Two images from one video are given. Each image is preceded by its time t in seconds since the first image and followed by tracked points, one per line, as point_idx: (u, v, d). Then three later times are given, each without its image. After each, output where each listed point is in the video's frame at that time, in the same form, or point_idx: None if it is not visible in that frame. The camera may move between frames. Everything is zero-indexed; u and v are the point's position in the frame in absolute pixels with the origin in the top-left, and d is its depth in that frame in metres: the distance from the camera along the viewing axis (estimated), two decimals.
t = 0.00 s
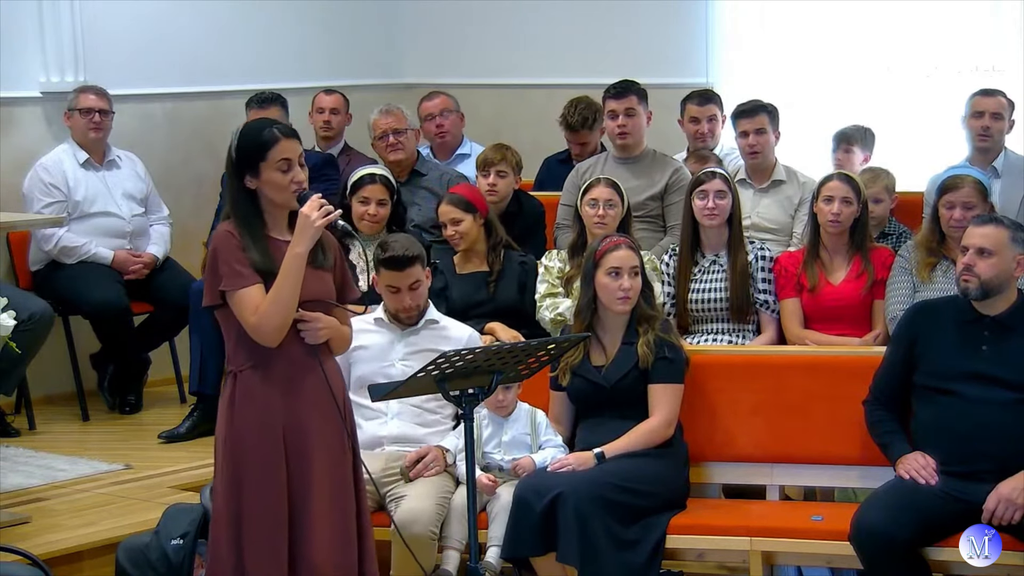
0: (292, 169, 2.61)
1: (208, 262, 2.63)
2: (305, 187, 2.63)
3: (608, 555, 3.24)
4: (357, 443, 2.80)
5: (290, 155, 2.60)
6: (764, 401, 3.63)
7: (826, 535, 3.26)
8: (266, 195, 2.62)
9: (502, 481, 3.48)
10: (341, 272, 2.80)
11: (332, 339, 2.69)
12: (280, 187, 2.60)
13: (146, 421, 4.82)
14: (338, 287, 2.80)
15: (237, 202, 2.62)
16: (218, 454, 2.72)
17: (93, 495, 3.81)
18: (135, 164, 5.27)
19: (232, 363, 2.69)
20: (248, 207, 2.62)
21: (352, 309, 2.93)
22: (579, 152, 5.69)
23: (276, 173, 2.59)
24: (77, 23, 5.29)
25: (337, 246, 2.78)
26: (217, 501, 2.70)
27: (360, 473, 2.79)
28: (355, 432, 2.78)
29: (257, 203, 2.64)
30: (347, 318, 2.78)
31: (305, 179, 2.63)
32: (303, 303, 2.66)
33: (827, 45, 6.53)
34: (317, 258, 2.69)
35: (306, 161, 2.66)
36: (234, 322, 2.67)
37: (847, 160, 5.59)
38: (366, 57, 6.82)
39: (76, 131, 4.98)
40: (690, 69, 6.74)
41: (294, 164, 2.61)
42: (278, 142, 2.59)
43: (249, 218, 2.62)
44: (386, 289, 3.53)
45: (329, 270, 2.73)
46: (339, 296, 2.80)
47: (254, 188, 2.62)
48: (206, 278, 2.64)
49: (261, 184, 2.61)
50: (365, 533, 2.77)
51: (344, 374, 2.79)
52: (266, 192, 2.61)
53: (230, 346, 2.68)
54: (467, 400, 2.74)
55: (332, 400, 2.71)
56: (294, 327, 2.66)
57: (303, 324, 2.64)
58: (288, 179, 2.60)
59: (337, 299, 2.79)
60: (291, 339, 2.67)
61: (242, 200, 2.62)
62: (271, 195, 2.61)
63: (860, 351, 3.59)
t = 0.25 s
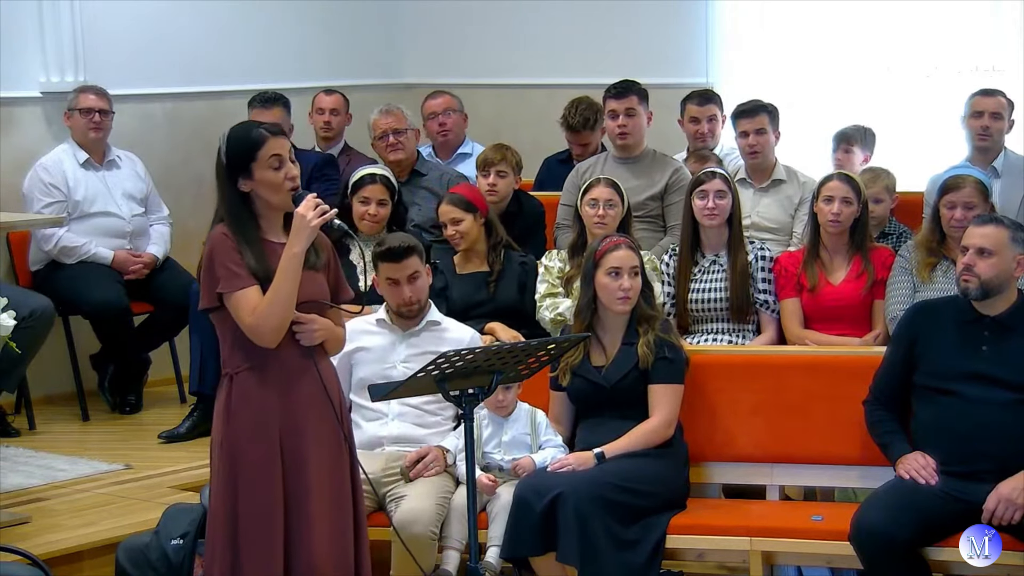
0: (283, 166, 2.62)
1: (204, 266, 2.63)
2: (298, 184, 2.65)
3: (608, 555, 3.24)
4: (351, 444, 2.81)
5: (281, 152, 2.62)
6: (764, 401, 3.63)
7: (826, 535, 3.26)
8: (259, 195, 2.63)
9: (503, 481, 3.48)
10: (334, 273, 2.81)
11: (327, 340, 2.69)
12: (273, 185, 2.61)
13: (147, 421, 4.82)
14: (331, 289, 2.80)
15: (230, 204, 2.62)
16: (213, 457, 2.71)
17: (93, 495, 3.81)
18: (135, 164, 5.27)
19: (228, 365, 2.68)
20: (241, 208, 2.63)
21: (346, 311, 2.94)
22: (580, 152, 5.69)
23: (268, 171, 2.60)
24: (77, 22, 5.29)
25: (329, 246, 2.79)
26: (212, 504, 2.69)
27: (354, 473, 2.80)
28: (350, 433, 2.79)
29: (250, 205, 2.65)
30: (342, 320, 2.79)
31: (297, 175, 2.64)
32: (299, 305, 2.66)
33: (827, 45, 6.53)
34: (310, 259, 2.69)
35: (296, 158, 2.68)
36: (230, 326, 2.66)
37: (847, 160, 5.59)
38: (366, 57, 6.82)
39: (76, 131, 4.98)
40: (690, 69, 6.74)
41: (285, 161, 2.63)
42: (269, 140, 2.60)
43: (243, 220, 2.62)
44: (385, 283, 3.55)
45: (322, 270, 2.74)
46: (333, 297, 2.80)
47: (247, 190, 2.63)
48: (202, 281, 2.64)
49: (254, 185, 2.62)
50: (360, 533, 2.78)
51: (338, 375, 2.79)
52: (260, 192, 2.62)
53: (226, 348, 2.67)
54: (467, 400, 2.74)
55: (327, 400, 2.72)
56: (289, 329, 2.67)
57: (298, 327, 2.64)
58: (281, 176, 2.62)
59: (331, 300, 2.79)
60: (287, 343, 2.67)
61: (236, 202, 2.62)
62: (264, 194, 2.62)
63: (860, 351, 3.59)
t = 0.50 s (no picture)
0: (277, 166, 2.61)
1: (203, 268, 2.63)
2: (292, 183, 2.64)
3: (608, 555, 3.24)
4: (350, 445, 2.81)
5: (275, 151, 2.62)
6: (764, 401, 3.63)
7: (826, 535, 3.26)
8: (254, 195, 2.63)
9: (503, 481, 3.48)
10: (333, 273, 2.80)
11: (326, 340, 2.69)
12: (267, 185, 2.61)
13: (147, 421, 4.82)
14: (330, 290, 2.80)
15: (225, 205, 2.62)
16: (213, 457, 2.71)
17: (93, 495, 3.81)
18: (135, 164, 5.27)
19: (226, 366, 2.68)
20: (237, 209, 2.63)
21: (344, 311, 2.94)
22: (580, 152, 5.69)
23: (262, 171, 2.60)
24: (77, 22, 5.29)
25: (328, 247, 2.79)
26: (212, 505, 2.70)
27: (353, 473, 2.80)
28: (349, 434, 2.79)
29: (246, 205, 2.65)
30: (340, 320, 2.79)
31: (293, 175, 2.63)
32: (297, 306, 2.66)
33: (827, 45, 6.52)
34: (308, 259, 2.69)
35: (291, 157, 2.67)
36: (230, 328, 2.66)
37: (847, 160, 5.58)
38: (366, 57, 6.82)
39: (76, 131, 4.98)
40: (690, 69, 6.74)
41: (279, 160, 2.62)
42: (261, 140, 2.60)
43: (240, 221, 2.62)
44: (384, 280, 3.54)
45: (320, 271, 2.74)
46: (332, 297, 2.80)
47: (242, 190, 2.63)
48: (201, 283, 2.64)
49: (249, 185, 2.62)
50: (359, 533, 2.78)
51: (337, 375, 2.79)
52: (254, 192, 2.62)
53: (225, 349, 2.67)
54: (467, 400, 2.74)
55: (325, 401, 2.72)
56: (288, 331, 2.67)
57: (297, 327, 2.64)
58: (274, 176, 2.61)
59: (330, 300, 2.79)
60: (286, 345, 2.68)
61: (232, 202, 2.62)
62: (259, 194, 2.61)
63: (859, 352, 3.59)
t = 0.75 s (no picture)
0: (274, 165, 2.62)
1: (200, 268, 2.63)
2: (289, 183, 2.65)
3: (608, 555, 3.24)
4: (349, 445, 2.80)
5: (271, 151, 2.62)
6: (764, 401, 3.63)
7: (826, 535, 3.26)
8: (251, 195, 2.63)
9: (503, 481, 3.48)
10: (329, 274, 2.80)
11: (323, 340, 2.69)
12: (265, 185, 2.61)
13: (147, 421, 4.82)
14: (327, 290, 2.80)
15: (223, 206, 2.62)
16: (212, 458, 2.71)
17: (93, 495, 3.81)
18: (135, 164, 5.27)
19: (225, 367, 2.69)
20: (235, 210, 2.63)
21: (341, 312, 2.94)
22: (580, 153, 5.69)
23: (259, 171, 2.61)
24: (77, 22, 5.29)
25: (325, 247, 2.79)
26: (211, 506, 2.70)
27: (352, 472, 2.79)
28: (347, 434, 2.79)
29: (243, 205, 2.65)
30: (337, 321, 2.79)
31: (289, 175, 2.64)
32: (295, 306, 2.66)
33: (827, 45, 6.52)
34: (305, 259, 2.69)
35: (287, 157, 2.68)
36: (228, 327, 2.66)
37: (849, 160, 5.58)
38: (366, 57, 6.82)
39: (76, 131, 4.98)
40: (690, 69, 6.74)
41: (276, 160, 2.63)
42: (258, 140, 2.61)
43: (237, 221, 2.63)
44: (383, 278, 3.54)
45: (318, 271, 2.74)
46: (329, 298, 2.80)
47: (239, 191, 2.63)
48: (199, 284, 2.64)
49: (246, 185, 2.62)
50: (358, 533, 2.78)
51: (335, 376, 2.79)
52: (252, 192, 2.62)
53: (222, 350, 2.68)
54: (467, 400, 2.75)
55: (323, 400, 2.72)
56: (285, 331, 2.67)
57: (295, 328, 2.64)
58: (271, 176, 2.61)
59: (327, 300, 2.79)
60: (282, 346, 2.67)
61: (229, 202, 2.63)
62: (256, 194, 2.62)
63: (859, 351, 3.59)
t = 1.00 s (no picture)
0: (271, 166, 2.62)
1: (200, 269, 2.63)
2: (287, 183, 2.65)
3: (608, 555, 3.24)
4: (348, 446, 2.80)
5: (269, 152, 2.62)
6: (764, 401, 3.63)
7: (826, 535, 3.26)
8: (249, 196, 2.63)
9: (503, 481, 3.48)
10: (328, 274, 2.80)
11: (322, 341, 2.69)
12: (263, 186, 2.61)
13: (147, 421, 4.82)
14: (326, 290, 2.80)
15: (221, 207, 2.62)
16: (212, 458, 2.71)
17: (93, 495, 3.81)
18: (135, 163, 5.26)
19: (225, 367, 2.69)
20: (233, 211, 2.63)
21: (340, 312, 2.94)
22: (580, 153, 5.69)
23: (257, 172, 2.60)
24: (77, 22, 5.29)
25: (323, 247, 2.79)
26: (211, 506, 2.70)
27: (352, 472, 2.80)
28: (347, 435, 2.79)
29: (241, 207, 2.65)
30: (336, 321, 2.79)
31: (287, 175, 2.64)
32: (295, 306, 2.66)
33: (827, 46, 6.52)
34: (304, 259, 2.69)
35: (285, 158, 2.68)
36: (228, 327, 2.65)
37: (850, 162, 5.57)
38: (366, 57, 6.82)
39: (76, 131, 4.98)
40: (690, 70, 6.74)
41: (273, 161, 2.62)
42: (255, 141, 2.61)
43: (236, 223, 2.62)
44: (382, 276, 3.54)
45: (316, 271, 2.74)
46: (328, 297, 2.80)
47: (237, 192, 2.63)
48: (198, 286, 2.64)
49: (243, 186, 2.62)
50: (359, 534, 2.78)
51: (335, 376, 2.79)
52: (249, 193, 2.62)
53: (222, 350, 2.68)
54: (467, 400, 2.74)
55: (323, 401, 2.72)
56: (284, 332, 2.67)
57: (295, 328, 2.64)
58: (269, 177, 2.61)
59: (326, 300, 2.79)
60: (282, 347, 2.67)
61: (227, 204, 2.62)
62: (254, 195, 2.62)
63: (859, 351, 3.59)
